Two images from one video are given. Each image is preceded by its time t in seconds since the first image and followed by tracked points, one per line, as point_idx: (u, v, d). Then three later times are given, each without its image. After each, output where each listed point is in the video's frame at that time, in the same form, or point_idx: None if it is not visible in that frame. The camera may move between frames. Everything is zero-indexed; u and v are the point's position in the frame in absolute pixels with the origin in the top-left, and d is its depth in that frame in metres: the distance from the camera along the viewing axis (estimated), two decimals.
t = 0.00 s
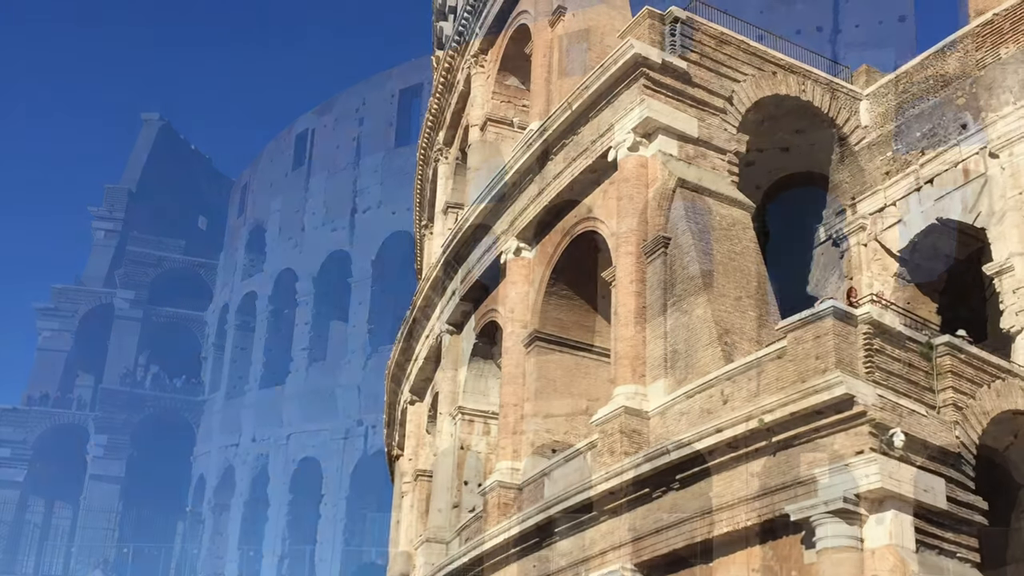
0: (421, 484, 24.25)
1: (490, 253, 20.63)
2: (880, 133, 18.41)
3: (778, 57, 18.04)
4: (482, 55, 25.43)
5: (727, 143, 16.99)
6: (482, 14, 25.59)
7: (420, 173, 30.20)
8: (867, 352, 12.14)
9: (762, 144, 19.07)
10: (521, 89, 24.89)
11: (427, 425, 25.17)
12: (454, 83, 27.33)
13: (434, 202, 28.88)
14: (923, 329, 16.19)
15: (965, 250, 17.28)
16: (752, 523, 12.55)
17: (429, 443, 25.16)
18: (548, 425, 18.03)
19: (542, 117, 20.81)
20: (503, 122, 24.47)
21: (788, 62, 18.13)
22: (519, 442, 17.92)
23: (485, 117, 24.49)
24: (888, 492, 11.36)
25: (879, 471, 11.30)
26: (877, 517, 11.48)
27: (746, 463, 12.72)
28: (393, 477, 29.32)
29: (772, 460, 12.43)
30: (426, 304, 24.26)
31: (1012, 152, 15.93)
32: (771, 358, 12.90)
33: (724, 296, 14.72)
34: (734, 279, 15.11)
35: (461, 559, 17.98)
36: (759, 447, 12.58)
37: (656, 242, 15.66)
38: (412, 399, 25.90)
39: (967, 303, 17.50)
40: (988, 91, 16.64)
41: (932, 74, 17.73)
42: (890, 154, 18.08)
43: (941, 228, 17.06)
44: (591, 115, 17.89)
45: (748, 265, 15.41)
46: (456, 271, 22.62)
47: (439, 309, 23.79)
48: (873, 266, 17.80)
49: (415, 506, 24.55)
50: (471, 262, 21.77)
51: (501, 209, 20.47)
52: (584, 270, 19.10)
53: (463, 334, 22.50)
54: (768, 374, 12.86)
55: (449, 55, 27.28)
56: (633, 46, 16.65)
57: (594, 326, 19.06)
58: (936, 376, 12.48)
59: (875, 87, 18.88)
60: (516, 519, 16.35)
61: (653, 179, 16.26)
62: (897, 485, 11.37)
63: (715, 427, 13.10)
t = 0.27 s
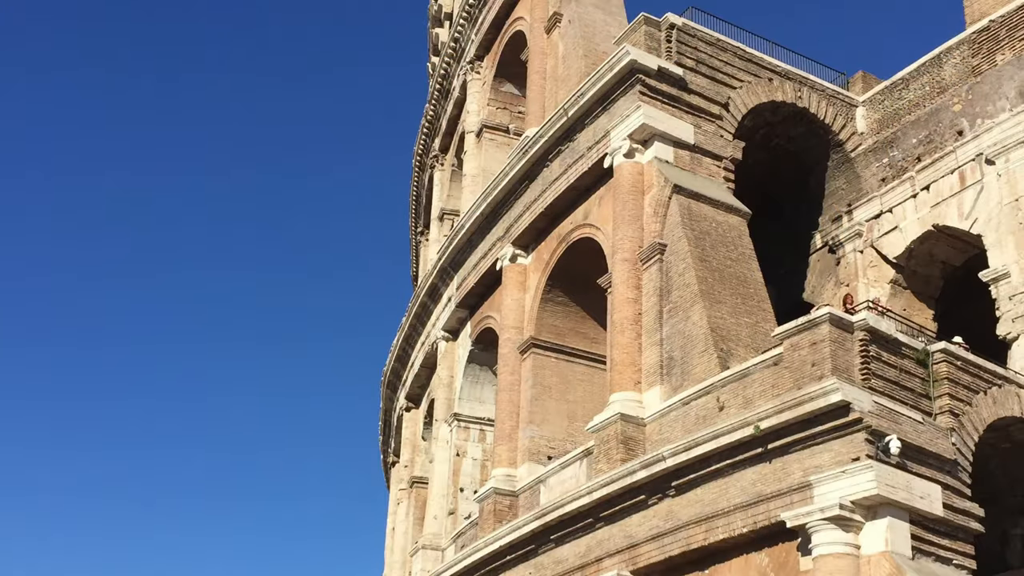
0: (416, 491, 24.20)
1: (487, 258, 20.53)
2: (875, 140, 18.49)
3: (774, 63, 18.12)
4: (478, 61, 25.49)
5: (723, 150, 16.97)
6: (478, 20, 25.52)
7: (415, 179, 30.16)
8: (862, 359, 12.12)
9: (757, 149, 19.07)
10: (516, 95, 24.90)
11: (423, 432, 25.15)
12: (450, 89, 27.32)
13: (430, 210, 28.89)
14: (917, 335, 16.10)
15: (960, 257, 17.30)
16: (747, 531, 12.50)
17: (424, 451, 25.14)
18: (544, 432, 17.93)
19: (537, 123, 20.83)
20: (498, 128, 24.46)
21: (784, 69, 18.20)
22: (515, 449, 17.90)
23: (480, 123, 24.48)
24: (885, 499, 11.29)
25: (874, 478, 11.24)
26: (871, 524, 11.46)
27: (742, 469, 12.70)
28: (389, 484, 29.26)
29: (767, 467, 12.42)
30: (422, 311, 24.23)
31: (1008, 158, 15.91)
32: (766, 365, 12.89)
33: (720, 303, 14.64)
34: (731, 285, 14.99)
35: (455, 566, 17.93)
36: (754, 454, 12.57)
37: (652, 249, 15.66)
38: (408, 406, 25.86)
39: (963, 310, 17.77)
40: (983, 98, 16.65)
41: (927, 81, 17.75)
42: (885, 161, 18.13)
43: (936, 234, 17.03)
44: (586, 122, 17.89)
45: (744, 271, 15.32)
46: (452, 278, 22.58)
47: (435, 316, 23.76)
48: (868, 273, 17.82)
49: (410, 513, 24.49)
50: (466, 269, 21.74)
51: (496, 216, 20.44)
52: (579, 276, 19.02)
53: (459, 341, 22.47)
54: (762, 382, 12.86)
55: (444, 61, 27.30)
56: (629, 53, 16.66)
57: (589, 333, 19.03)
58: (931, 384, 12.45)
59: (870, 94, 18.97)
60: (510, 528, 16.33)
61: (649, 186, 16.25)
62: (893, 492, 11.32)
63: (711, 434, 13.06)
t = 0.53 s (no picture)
0: (412, 498, 24.14)
1: (483, 264, 20.50)
2: (871, 146, 18.49)
3: (770, 70, 18.13)
4: (474, 68, 25.51)
5: (719, 156, 16.95)
6: (474, 27, 25.51)
7: (411, 186, 30.14)
8: (859, 366, 12.09)
9: (753, 156, 19.03)
10: (512, 102, 24.89)
11: (419, 439, 25.10)
12: (445, 96, 27.31)
13: (425, 216, 28.86)
14: (913, 342, 16.07)
15: (957, 264, 17.32)
16: (742, 538, 12.45)
17: (420, 457, 25.09)
18: (540, 439, 17.87)
19: (533, 129, 20.81)
20: (494, 135, 24.44)
21: (780, 75, 18.20)
22: (511, 456, 17.85)
23: (476, 129, 24.46)
24: (881, 506, 11.26)
25: (870, 485, 11.21)
26: (867, 531, 11.41)
27: (739, 476, 12.67)
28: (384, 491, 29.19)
29: (763, 474, 12.38)
30: (418, 317, 24.20)
31: (1005, 165, 15.91)
32: (762, 372, 12.86)
33: (716, 310, 14.62)
34: (728, 291, 14.98)
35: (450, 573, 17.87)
36: (750, 461, 12.53)
37: (647, 256, 15.65)
38: (403, 413, 25.80)
39: (958, 317, 17.97)
40: (979, 105, 16.66)
41: (923, 88, 17.77)
42: (881, 167, 18.13)
43: (932, 241, 17.03)
44: (583, 128, 17.88)
45: (741, 277, 15.30)
46: (448, 284, 22.55)
47: (431, 323, 23.72)
48: (864, 280, 17.81)
49: (406, 520, 24.43)
50: (462, 275, 21.71)
51: (492, 222, 20.42)
52: (575, 283, 18.99)
53: (455, 347, 22.43)
54: (758, 389, 12.83)
55: (440, 68, 27.29)
56: (625, 59, 16.67)
57: (585, 340, 18.99)
58: (928, 391, 12.43)
59: (866, 101, 18.97)
60: (505, 535, 16.28)
61: (644, 192, 16.23)
62: (888, 499, 11.29)
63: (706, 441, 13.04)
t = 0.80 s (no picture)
0: (408, 505, 24.08)
1: (479, 271, 20.47)
2: (867, 153, 18.49)
3: (766, 77, 18.13)
4: (470, 74, 25.52)
5: (715, 163, 16.94)
6: (470, 33, 25.52)
7: (406, 192, 30.12)
8: (855, 373, 12.06)
9: (749, 163, 19.06)
10: (508, 108, 24.88)
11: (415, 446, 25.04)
12: (441, 102, 27.31)
13: (421, 222, 28.82)
14: (909, 348, 16.05)
15: (953, 270, 17.29)
16: (738, 545, 12.41)
17: (415, 464, 25.03)
18: (535, 446, 17.83)
19: (530, 136, 20.80)
20: (490, 141, 24.43)
21: (776, 82, 18.21)
22: (506, 462, 17.80)
23: (472, 136, 24.45)
24: (877, 513, 11.23)
25: (866, 492, 11.18)
26: (864, 538, 11.38)
27: (735, 483, 12.63)
28: (380, 498, 29.12)
29: (760, 481, 12.35)
30: (413, 324, 24.15)
31: (1001, 171, 15.91)
32: (758, 379, 12.83)
33: (712, 316, 14.59)
34: (724, 298, 14.96)
35: None
36: (746, 468, 12.50)
37: (643, 263, 15.62)
38: (398, 420, 25.74)
39: (954, 323, 18.04)
40: (975, 111, 16.67)
41: (920, 94, 17.78)
42: (878, 174, 18.12)
43: (928, 247, 17.03)
44: (579, 134, 17.87)
45: (737, 284, 15.28)
46: (444, 290, 22.51)
47: (427, 329, 23.69)
48: (861, 287, 17.79)
49: (402, 527, 24.36)
50: (458, 282, 21.68)
51: (488, 228, 20.39)
52: (571, 290, 18.96)
53: (451, 354, 22.39)
54: (754, 395, 12.80)
55: (436, 74, 27.28)
56: (621, 66, 16.66)
57: (581, 347, 18.95)
58: (924, 398, 12.40)
59: (862, 107, 18.98)
60: (501, 541, 16.23)
61: (640, 199, 16.21)
62: (884, 506, 11.25)
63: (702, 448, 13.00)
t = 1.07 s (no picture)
0: (403, 512, 24.00)
1: (475, 277, 20.44)
2: (863, 160, 18.50)
3: (762, 83, 18.14)
4: (466, 81, 25.51)
5: (711, 169, 16.93)
6: (465, 40, 25.52)
7: (402, 199, 30.09)
8: (851, 380, 12.04)
9: (745, 169, 19.04)
10: (504, 115, 24.87)
11: (410, 453, 24.99)
12: (437, 109, 27.30)
13: (417, 229, 28.79)
14: (905, 354, 16.03)
15: (949, 276, 17.29)
16: (734, 552, 12.38)
17: (411, 471, 24.97)
18: (531, 452, 17.78)
19: (526, 142, 20.78)
20: (486, 147, 24.42)
21: (772, 88, 18.21)
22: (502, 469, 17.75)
23: (468, 142, 24.44)
24: (873, 519, 11.20)
25: (862, 498, 11.16)
26: (859, 545, 11.35)
27: (731, 489, 12.60)
28: (376, 504, 29.03)
29: (755, 487, 12.32)
30: (409, 331, 24.11)
31: (997, 178, 15.91)
32: (754, 385, 12.80)
33: (709, 323, 14.57)
34: (719, 304, 14.93)
35: None
36: (742, 475, 12.47)
37: (639, 269, 15.60)
38: (394, 426, 25.70)
39: (950, 329, 18.04)
40: (971, 118, 16.67)
41: (916, 101, 17.79)
42: (874, 181, 18.11)
43: (924, 254, 17.03)
44: (575, 141, 17.86)
45: (733, 290, 15.25)
46: (439, 297, 22.47)
47: (423, 336, 23.64)
48: (857, 293, 17.78)
49: (397, 534, 24.27)
50: (454, 289, 21.65)
51: (484, 235, 20.37)
52: (567, 296, 18.93)
53: (447, 360, 22.34)
54: (751, 402, 12.77)
55: (432, 80, 27.26)
56: (617, 72, 16.66)
57: (577, 353, 18.92)
58: (920, 405, 12.37)
59: (858, 113, 18.99)
60: (496, 548, 16.17)
61: (636, 206, 16.20)
62: (881, 512, 11.22)
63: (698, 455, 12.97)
